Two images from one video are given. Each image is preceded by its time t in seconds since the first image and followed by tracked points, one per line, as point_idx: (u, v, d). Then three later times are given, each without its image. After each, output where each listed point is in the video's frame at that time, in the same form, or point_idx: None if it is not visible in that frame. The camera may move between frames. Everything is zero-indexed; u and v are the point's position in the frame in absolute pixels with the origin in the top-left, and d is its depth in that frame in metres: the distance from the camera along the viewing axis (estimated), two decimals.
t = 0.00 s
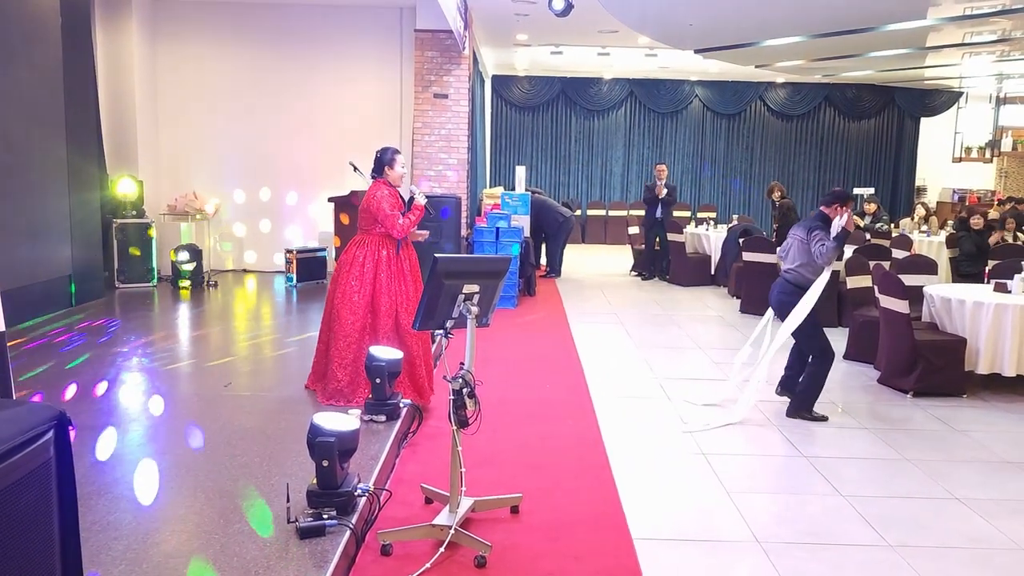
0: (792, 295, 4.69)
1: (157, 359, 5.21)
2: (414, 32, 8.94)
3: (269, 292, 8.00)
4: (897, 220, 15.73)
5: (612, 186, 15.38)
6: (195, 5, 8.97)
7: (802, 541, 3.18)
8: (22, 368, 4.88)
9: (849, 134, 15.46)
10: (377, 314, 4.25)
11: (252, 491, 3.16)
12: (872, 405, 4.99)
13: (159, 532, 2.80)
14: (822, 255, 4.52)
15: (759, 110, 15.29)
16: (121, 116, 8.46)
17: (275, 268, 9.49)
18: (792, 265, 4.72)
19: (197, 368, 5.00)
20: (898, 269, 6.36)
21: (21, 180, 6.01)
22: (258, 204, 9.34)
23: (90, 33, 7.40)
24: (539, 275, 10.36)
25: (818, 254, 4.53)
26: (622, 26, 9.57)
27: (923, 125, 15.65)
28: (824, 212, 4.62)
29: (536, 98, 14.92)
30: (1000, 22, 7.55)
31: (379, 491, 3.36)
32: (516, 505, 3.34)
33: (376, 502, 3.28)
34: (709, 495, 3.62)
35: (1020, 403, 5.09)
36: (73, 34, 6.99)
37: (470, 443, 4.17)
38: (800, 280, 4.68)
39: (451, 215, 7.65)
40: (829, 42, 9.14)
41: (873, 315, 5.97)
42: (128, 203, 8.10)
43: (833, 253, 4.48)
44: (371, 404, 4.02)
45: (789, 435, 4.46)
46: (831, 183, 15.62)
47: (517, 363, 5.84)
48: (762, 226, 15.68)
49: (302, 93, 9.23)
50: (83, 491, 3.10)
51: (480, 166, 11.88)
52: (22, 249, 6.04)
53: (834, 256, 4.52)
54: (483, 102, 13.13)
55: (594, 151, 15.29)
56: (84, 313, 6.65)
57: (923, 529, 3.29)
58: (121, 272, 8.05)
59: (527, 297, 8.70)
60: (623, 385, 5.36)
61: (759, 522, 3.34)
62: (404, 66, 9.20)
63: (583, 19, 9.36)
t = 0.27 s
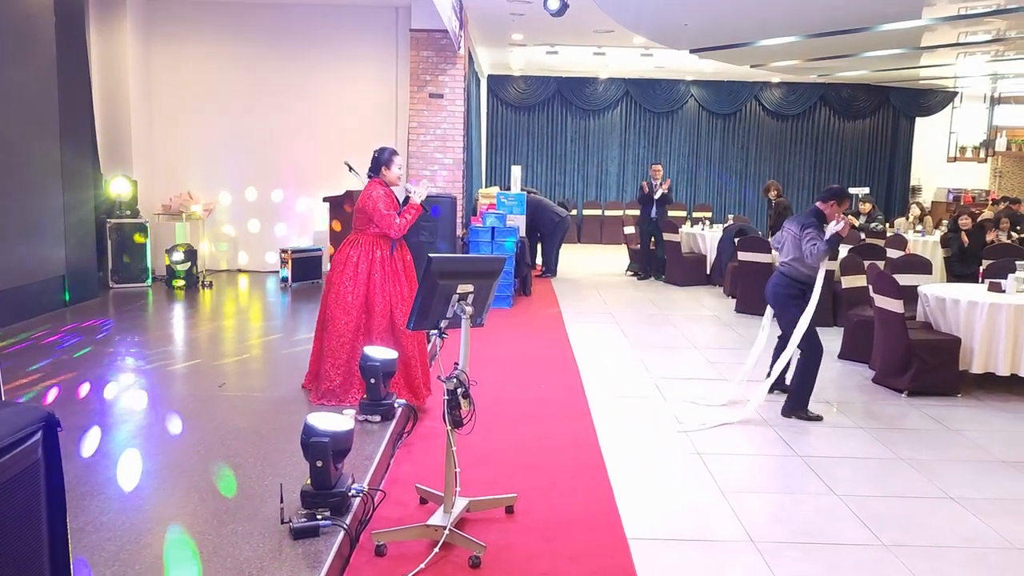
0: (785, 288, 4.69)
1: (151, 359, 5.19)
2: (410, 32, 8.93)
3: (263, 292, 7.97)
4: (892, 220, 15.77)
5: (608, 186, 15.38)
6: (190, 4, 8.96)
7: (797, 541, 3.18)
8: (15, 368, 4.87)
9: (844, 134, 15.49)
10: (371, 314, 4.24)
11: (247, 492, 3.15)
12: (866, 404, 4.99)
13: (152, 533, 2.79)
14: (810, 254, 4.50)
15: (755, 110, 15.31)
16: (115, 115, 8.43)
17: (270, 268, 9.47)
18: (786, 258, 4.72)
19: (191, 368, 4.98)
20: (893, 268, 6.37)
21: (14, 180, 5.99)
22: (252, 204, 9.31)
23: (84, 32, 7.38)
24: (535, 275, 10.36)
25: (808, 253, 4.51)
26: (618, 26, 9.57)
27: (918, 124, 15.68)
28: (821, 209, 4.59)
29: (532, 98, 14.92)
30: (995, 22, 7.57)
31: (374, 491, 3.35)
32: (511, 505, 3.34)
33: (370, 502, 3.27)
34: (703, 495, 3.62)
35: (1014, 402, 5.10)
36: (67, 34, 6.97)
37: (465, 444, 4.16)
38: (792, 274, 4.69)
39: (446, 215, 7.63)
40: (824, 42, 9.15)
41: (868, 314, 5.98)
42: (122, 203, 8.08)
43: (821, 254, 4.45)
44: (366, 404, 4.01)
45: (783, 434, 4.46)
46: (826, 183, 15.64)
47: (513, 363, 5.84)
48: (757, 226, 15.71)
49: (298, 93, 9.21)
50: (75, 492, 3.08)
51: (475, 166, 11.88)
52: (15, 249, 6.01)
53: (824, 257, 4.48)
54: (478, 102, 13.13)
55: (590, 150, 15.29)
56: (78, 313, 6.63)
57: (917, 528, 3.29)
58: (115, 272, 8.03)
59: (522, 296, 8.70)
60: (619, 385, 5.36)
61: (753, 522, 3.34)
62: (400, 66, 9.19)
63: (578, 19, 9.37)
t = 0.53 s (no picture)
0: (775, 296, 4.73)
1: (146, 360, 5.18)
2: (405, 32, 8.93)
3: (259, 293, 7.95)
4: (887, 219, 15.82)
5: (604, 186, 15.40)
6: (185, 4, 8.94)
7: (793, 541, 3.18)
8: (10, 369, 4.85)
9: (839, 134, 15.53)
10: (365, 316, 4.24)
11: (243, 493, 3.15)
12: (862, 404, 5.00)
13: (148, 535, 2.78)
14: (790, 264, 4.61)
15: (750, 111, 15.35)
16: (110, 115, 8.41)
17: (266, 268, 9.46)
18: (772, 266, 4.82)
19: (187, 369, 4.98)
20: (888, 268, 6.38)
21: (9, 180, 5.97)
22: (248, 204, 9.30)
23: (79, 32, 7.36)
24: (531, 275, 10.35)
25: (787, 262, 4.63)
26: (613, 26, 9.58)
27: (912, 124, 15.73)
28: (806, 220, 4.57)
29: (528, 98, 14.93)
30: (989, 23, 7.59)
31: (371, 492, 3.35)
32: (508, 506, 3.34)
33: (367, 503, 3.27)
34: (700, 495, 3.62)
35: (1009, 402, 5.12)
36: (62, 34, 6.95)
37: (462, 444, 4.16)
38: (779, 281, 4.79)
39: (442, 215, 7.62)
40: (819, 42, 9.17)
41: (863, 314, 5.99)
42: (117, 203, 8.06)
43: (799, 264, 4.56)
44: (362, 405, 4.01)
45: (779, 434, 4.47)
46: (821, 183, 15.68)
47: (509, 363, 5.84)
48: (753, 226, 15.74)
49: (293, 94, 9.20)
50: (71, 494, 3.08)
51: (471, 166, 11.88)
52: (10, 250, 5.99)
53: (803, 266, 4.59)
54: (474, 102, 13.13)
55: (585, 151, 15.31)
56: (73, 314, 6.61)
57: (913, 528, 3.30)
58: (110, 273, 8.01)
59: (518, 297, 8.70)
60: (615, 385, 5.37)
61: (750, 523, 3.34)
62: (395, 66, 9.18)
63: (574, 19, 9.37)
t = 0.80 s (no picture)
0: (772, 299, 4.71)
1: (140, 360, 5.17)
2: (400, 31, 8.92)
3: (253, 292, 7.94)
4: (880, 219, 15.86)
5: (598, 186, 15.40)
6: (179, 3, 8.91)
7: (786, 540, 3.19)
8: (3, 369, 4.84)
9: (833, 134, 15.57)
10: (355, 316, 4.23)
11: (236, 493, 3.14)
12: (855, 403, 5.02)
13: (142, 535, 2.77)
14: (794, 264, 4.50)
15: (744, 110, 15.37)
16: (103, 114, 8.38)
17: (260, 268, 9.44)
18: (772, 270, 4.72)
19: (181, 369, 4.97)
20: (882, 268, 6.40)
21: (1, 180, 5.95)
22: (242, 204, 9.27)
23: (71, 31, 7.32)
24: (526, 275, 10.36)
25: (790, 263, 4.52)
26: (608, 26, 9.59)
27: (906, 124, 15.77)
28: (803, 221, 4.60)
29: (522, 97, 14.92)
30: (982, 23, 7.61)
31: (364, 492, 3.34)
32: (502, 505, 3.33)
33: (361, 503, 3.26)
34: (694, 494, 3.63)
35: (1001, 401, 5.14)
36: (55, 33, 6.92)
37: (456, 444, 4.16)
38: (780, 285, 4.69)
39: (436, 215, 7.62)
40: (813, 42, 9.19)
41: (857, 313, 6.01)
42: (110, 203, 8.03)
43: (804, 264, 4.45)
44: (355, 405, 4.00)
45: (773, 433, 4.48)
46: (815, 182, 15.72)
47: (502, 362, 5.84)
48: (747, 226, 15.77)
49: (287, 94, 9.18)
50: (63, 495, 3.06)
51: (465, 166, 11.88)
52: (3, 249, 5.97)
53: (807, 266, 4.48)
54: (469, 102, 13.13)
55: (580, 150, 15.31)
56: (66, 314, 6.59)
57: (906, 527, 3.31)
58: (104, 273, 7.98)
59: (513, 296, 8.70)
60: (609, 384, 5.37)
61: (744, 521, 3.35)
62: (389, 66, 9.17)
63: (568, 19, 9.38)
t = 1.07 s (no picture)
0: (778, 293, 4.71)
1: (133, 360, 5.15)
2: (393, 30, 8.91)
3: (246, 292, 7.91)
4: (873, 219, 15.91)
5: (592, 185, 15.41)
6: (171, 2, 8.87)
7: (780, 538, 3.20)
8: None
9: (826, 134, 15.62)
10: (349, 315, 4.22)
11: (229, 493, 3.13)
12: (848, 402, 5.04)
13: (134, 535, 2.76)
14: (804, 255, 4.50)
15: (737, 110, 15.41)
16: (95, 113, 8.34)
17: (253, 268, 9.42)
18: (776, 263, 4.71)
19: (174, 369, 4.95)
20: (874, 267, 6.42)
21: None
22: (235, 204, 9.24)
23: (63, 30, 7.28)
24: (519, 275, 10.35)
25: (799, 254, 4.52)
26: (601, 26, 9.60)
27: (898, 124, 15.83)
28: (806, 213, 4.65)
29: (516, 97, 14.92)
30: (974, 23, 7.64)
31: (358, 492, 3.34)
32: (496, 505, 3.33)
33: (355, 503, 3.25)
34: (687, 494, 3.63)
35: (993, 400, 5.16)
36: (46, 32, 6.88)
37: (449, 444, 4.15)
38: (785, 279, 4.69)
39: (430, 214, 7.61)
40: (806, 42, 9.21)
41: (850, 313, 6.03)
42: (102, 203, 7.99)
43: (814, 255, 4.46)
44: (349, 405, 3.99)
45: (766, 432, 4.49)
46: (808, 182, 15.76)
47: (496, 362, 5.83)
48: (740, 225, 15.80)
49: (280, 93, 9.15)
50: (55, 496, 3.04)
51: (459, 165, 11.88)
52: None
53: (816, 257, 4.49)
54: (462, 102, 13.11)
55: (574, 150, 15.32)
56: (58, 314, 6.56)
57: (899, 526, 3.32)
58: (96, 272, 7.95)
59: (507, 296, 8.70)
60: (603, 383, 5.38)
61: (737, 521, 3.35)
62: (383, 65, 9.15)
63: (562, 18, 9.38)
